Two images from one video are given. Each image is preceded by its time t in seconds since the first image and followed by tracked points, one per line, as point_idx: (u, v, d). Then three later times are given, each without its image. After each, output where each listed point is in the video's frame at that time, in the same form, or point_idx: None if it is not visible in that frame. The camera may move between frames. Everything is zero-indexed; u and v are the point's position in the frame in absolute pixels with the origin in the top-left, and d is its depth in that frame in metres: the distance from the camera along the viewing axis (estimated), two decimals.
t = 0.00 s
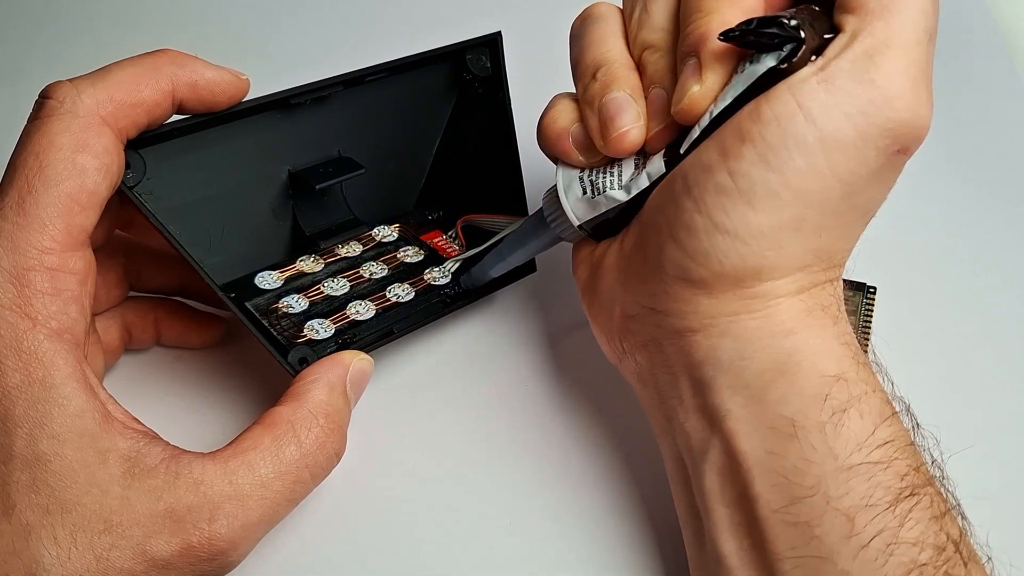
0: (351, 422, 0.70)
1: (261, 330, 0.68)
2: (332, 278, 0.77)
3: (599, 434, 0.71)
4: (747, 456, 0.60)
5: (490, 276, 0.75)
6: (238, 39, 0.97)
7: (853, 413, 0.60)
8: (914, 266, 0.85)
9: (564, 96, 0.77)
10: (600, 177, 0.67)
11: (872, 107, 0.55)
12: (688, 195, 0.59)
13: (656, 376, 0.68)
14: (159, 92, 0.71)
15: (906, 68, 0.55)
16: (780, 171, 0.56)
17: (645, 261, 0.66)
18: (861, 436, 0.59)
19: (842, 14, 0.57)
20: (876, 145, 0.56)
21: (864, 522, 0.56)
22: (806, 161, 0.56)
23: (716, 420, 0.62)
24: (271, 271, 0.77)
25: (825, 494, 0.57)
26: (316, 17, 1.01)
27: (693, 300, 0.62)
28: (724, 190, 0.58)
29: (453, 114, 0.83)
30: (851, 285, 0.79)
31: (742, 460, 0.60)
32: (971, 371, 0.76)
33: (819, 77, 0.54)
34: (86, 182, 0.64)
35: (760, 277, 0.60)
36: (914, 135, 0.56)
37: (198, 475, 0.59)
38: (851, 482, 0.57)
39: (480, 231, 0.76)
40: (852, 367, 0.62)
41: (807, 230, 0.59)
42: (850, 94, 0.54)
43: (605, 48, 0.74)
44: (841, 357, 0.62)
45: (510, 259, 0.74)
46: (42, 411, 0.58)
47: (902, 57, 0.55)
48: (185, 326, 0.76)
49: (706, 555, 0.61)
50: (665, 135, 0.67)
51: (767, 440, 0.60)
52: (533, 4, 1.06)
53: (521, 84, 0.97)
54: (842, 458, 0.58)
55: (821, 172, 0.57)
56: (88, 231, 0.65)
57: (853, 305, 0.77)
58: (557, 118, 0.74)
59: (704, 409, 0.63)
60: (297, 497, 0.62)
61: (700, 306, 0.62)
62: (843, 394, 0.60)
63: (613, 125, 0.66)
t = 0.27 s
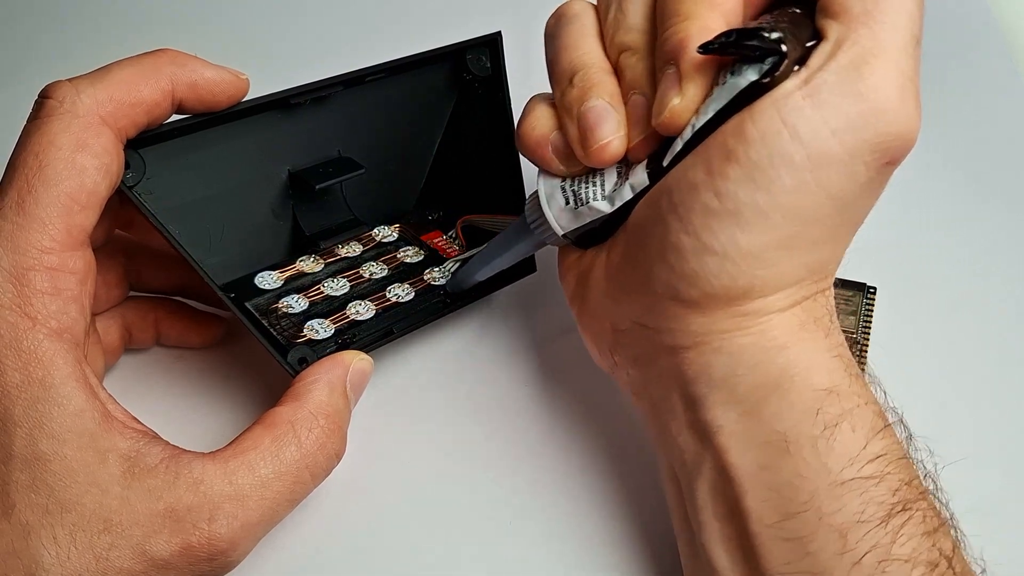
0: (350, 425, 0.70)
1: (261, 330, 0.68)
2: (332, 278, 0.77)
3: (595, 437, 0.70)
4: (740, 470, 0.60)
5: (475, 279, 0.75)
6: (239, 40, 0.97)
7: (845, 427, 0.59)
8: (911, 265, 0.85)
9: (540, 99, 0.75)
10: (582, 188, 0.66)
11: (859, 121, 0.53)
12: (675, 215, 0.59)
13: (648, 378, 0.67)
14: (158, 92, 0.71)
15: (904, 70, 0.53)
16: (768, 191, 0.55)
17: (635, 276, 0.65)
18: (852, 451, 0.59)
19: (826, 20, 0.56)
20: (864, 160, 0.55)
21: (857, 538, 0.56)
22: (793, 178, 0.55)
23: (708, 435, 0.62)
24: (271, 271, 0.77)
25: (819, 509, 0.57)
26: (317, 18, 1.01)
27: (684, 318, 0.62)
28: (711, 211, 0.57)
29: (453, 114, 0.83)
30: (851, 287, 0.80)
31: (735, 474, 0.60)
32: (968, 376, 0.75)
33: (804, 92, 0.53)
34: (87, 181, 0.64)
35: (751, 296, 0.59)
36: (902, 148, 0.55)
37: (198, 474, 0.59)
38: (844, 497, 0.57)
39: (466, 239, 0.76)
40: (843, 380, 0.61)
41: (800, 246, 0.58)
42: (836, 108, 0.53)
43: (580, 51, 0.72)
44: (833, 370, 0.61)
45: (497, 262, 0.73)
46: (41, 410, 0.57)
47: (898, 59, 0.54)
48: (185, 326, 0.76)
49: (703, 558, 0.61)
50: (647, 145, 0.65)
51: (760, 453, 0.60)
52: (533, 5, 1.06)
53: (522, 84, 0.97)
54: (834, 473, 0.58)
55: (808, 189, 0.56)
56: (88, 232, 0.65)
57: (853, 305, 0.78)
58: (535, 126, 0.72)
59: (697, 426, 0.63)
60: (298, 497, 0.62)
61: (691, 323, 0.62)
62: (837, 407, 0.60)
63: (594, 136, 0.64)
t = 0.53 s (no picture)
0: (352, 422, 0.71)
1: (261, 330, 0.68)
2: (332, 278, 0.77)
3: (594, 438, 0.71)
4: (735, 471, 0.61)
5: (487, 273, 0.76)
6: (239, 39, 0.97)
7: (842, 430, 0.60)
8: (907, 266, 0.85)
9: (548, 97, 0.75)
10: (585, 187, 0.67)
11: (853, 128, 0.52)
12: (670, 219, 0.59)
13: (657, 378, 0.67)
14: (159, 92, 0.71)
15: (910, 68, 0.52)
16: (761, 200, 0.55)
17: (632, 281, 0.66)
18: (849, 454, 0.59)
19: (827, 19, 0.54)
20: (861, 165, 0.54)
21: (853, 542, 0.56)
22: (788, 186, 0.54)
23: (706, 441, 0.63)
24: (271, 271, 0.77)
25: (814, 513, 0.57)
26: (316, 18, 1.01)
27: (681, 323, 0.63)
28: (704, 219, 0.57)
29: (454, 115, 0.83)
30: (851, 287, 0.80)
31: (730, 473, 0.61)
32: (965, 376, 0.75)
33: (800, 99, 0.52)
34: (87, 182, 0.64)
35: (746, 302, 0.60)
36: (901, 154, 0.54)
37: (199, 475, 0.59)
38: (839, 502, 0.57)
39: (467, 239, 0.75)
40: (842, 385, 0.62)
41: (793, 253, 0.58)
42: (833, 115, 0.52)
43: (586, 49, 0.72)
44: (831, 374, 0.62)
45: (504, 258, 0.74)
46: (42, 411, 0.58)
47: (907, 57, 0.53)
48: (184, 325, 0.76)
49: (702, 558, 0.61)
50: (648, 145, 0.64)
51: (756, 457, 0.60)
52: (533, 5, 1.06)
53: (522, 84, 0.97)
54: (831, 478, 0.58)
55: (801, 198, 0.55)
56: (89, 232, 0.65)
57: (853, 305, 0.78)
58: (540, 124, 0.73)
59: (693, 426, 0.64)
60: (298, 498, 0.62)
61: (687, 328, 0.63)
62: (834, 411, 0.60)
63: (594, 135, 0.65)
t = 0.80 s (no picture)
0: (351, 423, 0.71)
1: (261, 330, 0.68)
2: (332, 278, 0.77)
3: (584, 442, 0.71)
4: (720, 480, 0.61)
5: (490, 272, 0.75)
6: (239, 39, 0.97)
7: (825, 434, 0.60)
8: (906, 267, 0.85)
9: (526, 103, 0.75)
10: (568, 194, 0.67)
11: (823, 133, 0.52)
12: (646, 232, 0.59)
13: (647, 381, 0.67)
14: (159, 92, 0.71)
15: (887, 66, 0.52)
16: (731, 210, 0.55)
17: (616, 291, 0.67)
18: (833, 459, 0.59)
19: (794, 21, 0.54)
20: (835, 169, 0.54)
21: (837, 547, 0.56)
22: (759, 197, 0.54)
23: (691, 447, 0.63)
24: (271, 271, 0.77)
25: (798, 518, 0.57)
26: (317, 18, 1.01)
27: (663, 332, 0.64)
28: (676, 229, 0.57)
29: (455, 116, 0.83)
30: (852, 288, 0.81)
31: (715, 483, 0.61)
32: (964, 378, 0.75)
33: (767, 105, 0.52)
34: (88, 182, 0.64)
35: (725, 310, 0.61)
36: (874, 156, 0.54)
37: (199, 475, 0.59)
38: (823, 506, 0.57)
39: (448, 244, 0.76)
40: (823, 389, 0.62)
41: (769, 260, 0.58)
42: (801, 123, 0.52)
43: (562, 54, 0.72)
44: (813, 377, 0.63)
45: (501, 261, 0.74)
46: (43, 412, 0.58)
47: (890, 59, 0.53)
48: (184, 325, 0.76)
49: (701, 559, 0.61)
50: (625, 151, 0.64)
51: (740, 463, 0.60)
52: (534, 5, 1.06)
53: (523, 83, 0.97)
54: (814, 483, 0.58)
55: (773, 206, 0.55)
56: (90, 232, 0.65)
57: (853, 305, 0.79)
58: (520, 131, 0.72)
59: (681, 438, 0.64)
60: (298, 498, 0.62)
61: (668, 337, 0.64)
62: (815, 415, 0.60)
63: (571, 144, 0.64)
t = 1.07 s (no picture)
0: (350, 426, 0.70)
1: (260, 332, 0.67)
2: (331, 279, 0.77)
3: (589, 445, 0.70)
4: (729, 484, 0.61)
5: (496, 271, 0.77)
6: (239, 39, 0.97)
7: (834, 439, 0.60)
8: (907, 267, 0.84)
9: (537, 99, 0.74)
10: (577, 193, 0.67)
11: (837, 137, 0.50)
12: (654, 235, 0.59)
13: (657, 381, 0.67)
14: (159, 92, 0.70)
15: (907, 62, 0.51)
16: (743, 214, 0.54)
17: (622, 292, 0.67)
18: (841, 465, 0.59)
19: (809, 22, 0.53)
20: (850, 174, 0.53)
21: (846, 553, 0.56)
22: (770, 202, 0.53)
23: (698, 448, 0.64)
24: (270, 271, 0.77)
25: (805, 524, 0.58)
26: (317, 17, 1.00)
27: (670, 333, 0.64)
28: (687, 231, 0.57)
29: (455, 117, 0.83)
30: (852, 288, 0.80)
31: (724, 486, 0.61)
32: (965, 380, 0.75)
33: (780, 109, 0.50)
34: (87, 183, 0.63)
35: (736, 313, 0.60)
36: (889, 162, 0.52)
37: (200, 478, 0.59)
38: (830, 512, 0.58)
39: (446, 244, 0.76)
40: (833, 394, 0.62)
41: (780, 264, 0.57)
42: (814, 126, 0.50)
43: (572, 50, 0.71)
44: (823, 381, 0.63)
45: (511, 256, 0.75)
46: (41, 414, 0.57)
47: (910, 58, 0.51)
48: (183, 325, 0.76)
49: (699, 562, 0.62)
50: (635, 151, 0.63)
51: (746, 467, 0.61)
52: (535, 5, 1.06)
53: (523, 84, 0.97)
54: (822, 488, 0.58)
55: (785, 209, 0.54)
56: (88, 233, 0.65)
57: (853, 306, 0.79)
58: (530, 130, 0.71)
59: (686, 439, 0.64)
60: (297, 501, 0.63)
61: (676, 339, 0.64)
62: (824, 421, 0.61)
63: (580, 144, 0.64)
